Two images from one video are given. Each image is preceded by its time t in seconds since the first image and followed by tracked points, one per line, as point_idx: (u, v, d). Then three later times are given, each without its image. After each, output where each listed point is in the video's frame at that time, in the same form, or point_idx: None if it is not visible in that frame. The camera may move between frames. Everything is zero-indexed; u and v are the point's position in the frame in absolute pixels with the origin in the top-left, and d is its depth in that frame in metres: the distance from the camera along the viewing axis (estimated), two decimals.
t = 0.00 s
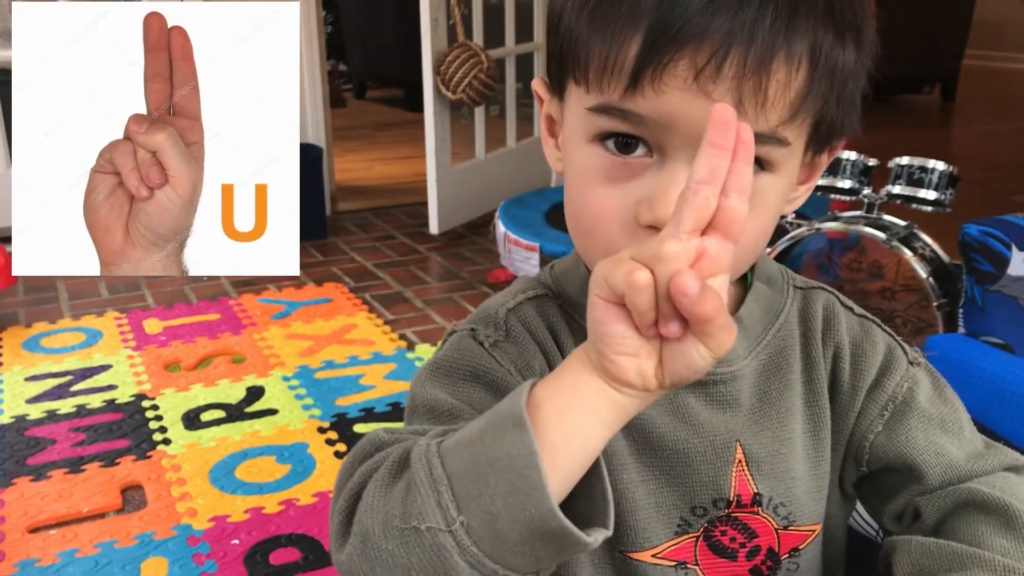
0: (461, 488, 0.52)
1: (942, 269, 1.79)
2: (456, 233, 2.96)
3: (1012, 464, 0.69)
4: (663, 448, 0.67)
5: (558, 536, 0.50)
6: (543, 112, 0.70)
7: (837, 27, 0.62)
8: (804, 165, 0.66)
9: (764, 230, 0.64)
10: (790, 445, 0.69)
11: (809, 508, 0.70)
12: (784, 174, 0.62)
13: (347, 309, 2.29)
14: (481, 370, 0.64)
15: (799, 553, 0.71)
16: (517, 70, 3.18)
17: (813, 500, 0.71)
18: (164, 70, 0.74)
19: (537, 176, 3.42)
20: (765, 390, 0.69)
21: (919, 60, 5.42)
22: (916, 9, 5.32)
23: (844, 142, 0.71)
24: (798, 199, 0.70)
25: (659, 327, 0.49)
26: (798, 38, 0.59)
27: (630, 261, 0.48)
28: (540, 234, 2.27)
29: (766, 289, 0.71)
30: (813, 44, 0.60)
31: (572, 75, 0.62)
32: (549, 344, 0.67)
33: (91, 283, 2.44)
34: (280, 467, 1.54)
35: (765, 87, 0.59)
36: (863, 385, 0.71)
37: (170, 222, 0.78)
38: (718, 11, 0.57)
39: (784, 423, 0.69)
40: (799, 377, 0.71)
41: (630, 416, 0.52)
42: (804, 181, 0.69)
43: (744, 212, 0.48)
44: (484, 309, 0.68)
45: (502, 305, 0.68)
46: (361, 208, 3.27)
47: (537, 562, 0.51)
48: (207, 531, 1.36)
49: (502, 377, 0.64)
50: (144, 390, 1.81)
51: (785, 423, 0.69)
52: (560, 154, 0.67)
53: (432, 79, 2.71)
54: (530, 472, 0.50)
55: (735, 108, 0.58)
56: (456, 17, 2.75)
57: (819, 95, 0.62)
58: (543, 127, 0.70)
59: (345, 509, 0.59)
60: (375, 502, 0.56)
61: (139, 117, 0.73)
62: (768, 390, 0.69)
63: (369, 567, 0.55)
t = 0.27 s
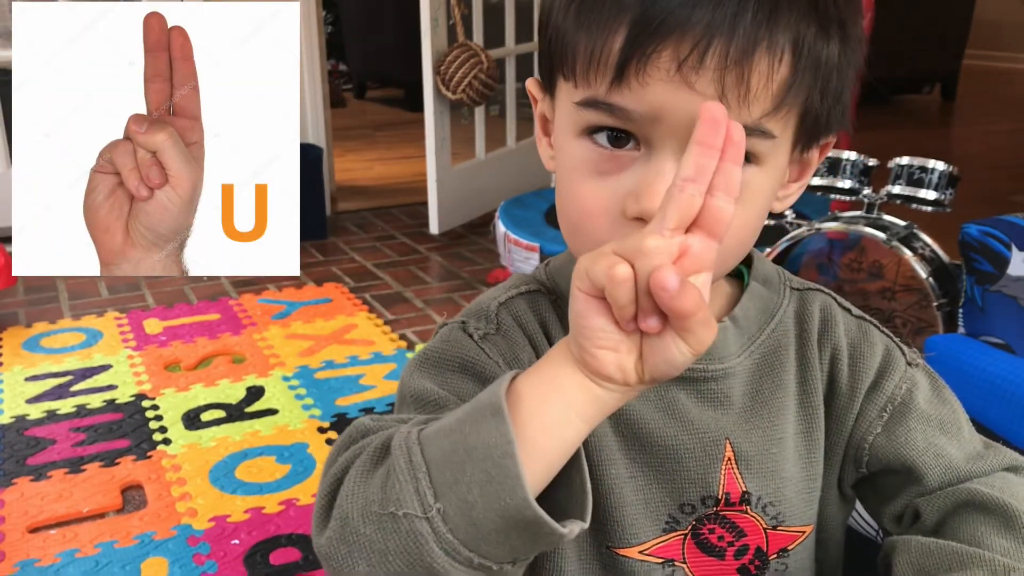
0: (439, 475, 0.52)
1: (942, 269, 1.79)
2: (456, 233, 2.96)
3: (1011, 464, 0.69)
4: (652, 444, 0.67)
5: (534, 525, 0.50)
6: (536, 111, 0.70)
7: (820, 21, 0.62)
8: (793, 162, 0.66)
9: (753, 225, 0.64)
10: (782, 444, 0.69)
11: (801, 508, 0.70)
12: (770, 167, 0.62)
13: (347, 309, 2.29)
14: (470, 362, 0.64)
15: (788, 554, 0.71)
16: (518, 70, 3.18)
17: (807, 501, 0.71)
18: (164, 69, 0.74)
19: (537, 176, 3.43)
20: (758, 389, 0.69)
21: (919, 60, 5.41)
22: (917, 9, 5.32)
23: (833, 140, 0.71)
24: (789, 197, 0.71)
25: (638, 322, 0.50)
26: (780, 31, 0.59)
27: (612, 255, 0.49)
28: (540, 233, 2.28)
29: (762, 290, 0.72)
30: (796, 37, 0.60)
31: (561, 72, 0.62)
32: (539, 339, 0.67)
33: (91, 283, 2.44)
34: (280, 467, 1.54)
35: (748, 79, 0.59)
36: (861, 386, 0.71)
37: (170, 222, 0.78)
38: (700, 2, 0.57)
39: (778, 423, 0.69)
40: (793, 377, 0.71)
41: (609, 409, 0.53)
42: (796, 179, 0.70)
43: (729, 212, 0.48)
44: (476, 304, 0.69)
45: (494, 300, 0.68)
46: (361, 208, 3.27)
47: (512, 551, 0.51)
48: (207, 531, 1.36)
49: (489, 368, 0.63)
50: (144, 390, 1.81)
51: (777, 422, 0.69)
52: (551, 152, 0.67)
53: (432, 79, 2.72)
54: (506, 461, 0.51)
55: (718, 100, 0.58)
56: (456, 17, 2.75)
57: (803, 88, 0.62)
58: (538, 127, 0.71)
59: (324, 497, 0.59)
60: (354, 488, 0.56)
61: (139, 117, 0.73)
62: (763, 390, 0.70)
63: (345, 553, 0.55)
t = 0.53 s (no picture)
0: (437, 475, 0.52)
1: (942, 269, 1.79)
2: (456, 233, 2.96)
3: (1012, 464, 0.69)
4: (653, 442, 0.67)
5: (532, 527, 0.50)
6: (538, 111, 0.70)
7: (824, 21, 0.62)
8: (794, 161, 0.66)
9: (756, 224, 0.64)
10: (783, 443, 0.69)
11: (801, 508, 0.70)
12: (774, 166, 0.62)
13: (347, 309, 2.29)
14: (470, 360, 0.64)
15: (788, 553, 0.71)
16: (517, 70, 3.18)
17: (807, 500, 0.71)
18: (164, 70, 0.74)
19: (537, 176, 3.43)
20: (759, 388, 0.69)
21: (919, 60, 5.41)
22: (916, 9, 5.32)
23: (832, 140, 0.71)
24: (789, 197, 0.71)
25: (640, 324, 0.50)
26: (786, 31, 0.59)
27: (614, 257, 0.49)
28: (540, 233, 2.27)
29: (763, 289, 0.72)
30: (801, 37, 0.60)
31: (565, 70, 0.62)
32: (539, 338, 0.67)
33: (91, 283, 2.44)
34: (279, 467, 1.54)
35: (754, 77, 0.59)
36: (862, 386, 0.71)
37: (170, 222, 0.78)
38: (707, 1, 0.57)
39: (779, 422, 0.69)
40: (794, 376, 0.71)
41: (608, 411, 0.53)
42: (796, 180, 0.70)
43: (733, 221, 0.48)
44: (477, 302, 0.69)
45: (495, 298, 0.68)
46: (361, 208, 3.27)
47: (510, 552, 0.51)
48: (207, 531, 1.36)
49: (489, 367, 0.63)
50: (144, 390, 1.81)
51: (778, 421, 0.69)
52: (553, 152, 0.67)
53: (432, 79, 2.72)
54: (504, 462, 0.51)
55: (725, 98, 0.58)
56: (456, 17, 2.75)
57: (807, 87, 0.62)
58: (539, 126, 0.71)
59: (323, 495, 0.59)
60: (353, 488, 0.56)
61: (139, 116, 0.73)
62: (763, 388, 0.70)
63: (344, 552, 0.54)
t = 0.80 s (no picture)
0: (436, 485, 0.52)
1: (942, 269, 1.79)
2: (456, 233, 2.96)
3: (1013, 464, 0.69)
4: (654, 445, 0.67)
5: (530, 537, 0.51)
6: (540, 110, 0.70)
7: (832, 22, 0.62)
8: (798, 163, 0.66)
9: (761, 225, 0.64)
10: (784, 445, 0.69)
11: (802, 510, 0.70)
12: (779, 167, 0.62)
13: (347, 309, 2.29)
14: (470, 365, 0.64)
15: (789, 555, 0.71)
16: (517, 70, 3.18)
17: (807, 502, 0.71)
18: (164, 69, 0.74)
19: (537, 176, 3.43)
20: (759, 390, 0.69)
21: (919, 59, 5.41)
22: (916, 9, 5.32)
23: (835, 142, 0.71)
24: (790, 199, 0.70)
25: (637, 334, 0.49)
26: (795, 31, 0.59)
27: (611, 266, 0.49)
28: (540, 233, 2.27)
29: (764, 290, 0.71)
30: (809, 38, 0.60)
31: (572, 69, 0.62)
32: (539, 341, 0.67)
33: (91, 283, 2.44)
34: (279, 467, 1.54)
35: (763, 78, 0.59)
36: (863, 387, 0.71)
37: (170, 222, 0.77)
38: (717, 2, 0.57)
39: (779, 424, 0.69)
40: (795, 378, 0.71)
41: (607, 420, 0.53)
42: (797, 181, 0.70)
43: (733, 226, 0.48)
44: (477, 306, 0.69)
45: (495, 301, 0.68)
46: (361, 208, 3.27)
47: (508, 561, 0.52)
48: (207, 531, 1.36)
49: (490, 372, 0.63)
50: (144, 390, 1.81)
51: (779, 423, 0.69)
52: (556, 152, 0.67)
53: (432, 79, 2.72)
54: (502, 472, 0.51)
55: (733, 99, 0.58)
56: (456, 17, 2.75)
57: (814, 88, 0.62)
58: (540, 126, 0.71)
59: (321, 504, 0.59)
60: (351, 497, 0.56)
61: (139, 116, 0.73)
62: (764, 390, 0.70)
63: (343, 561, 0.54)
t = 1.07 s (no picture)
0: (435, 491, 0.52)
1: (942, 270, 1.79)
2: (456, 233, 2.96)
3: (1014, 464, 0.69)
4: (655, 447, 0.67)
5: (530, 543, 0.51)
6: (538, 111, 0.70)
7: (831, 22, 0.62)
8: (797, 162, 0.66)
9: (761, 225, 0.64)
10: (784, 447, 0.69)
11: (802, 512, 0.70)
12: (779, 167, 0.62)
13: (347, 309, 2.29)
14: (470, 368, 0.64)
15: (790, 557, 0.71)
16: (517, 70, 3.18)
17: (808, 503, 0.71)
18: (164, 70, 0.73)
19: (537, 176, 3.43)
20: (760, 392, 0.69)
21: (919, 59, 5.41)
22: (916, 9, 5.32)
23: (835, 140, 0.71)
24: (790, 197, 0.70)
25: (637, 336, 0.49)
26: (794, 31, 0.59)
27: (610, 270, 0.48)
28: (540, 233, 2.28)
29: (764, 291, 0.72)
30: (808, 38, 0.60)
31: (570, 71, 0.62)
32: (539, 343, 0.67)
33: (91, 283, 2.45)
34: (279, 467, 1.54)
35: (762, 78, 0.59)
36: (863, 388, 0.71)
37: (170, 222, 0.77)
38: (715, 3, 0.57)
39: (779, 425, 0.69)
40: (795, 379, 0.71)
41: (607, 424, 0.53)
42: (797, 179, 0.70)
43: (729, 230, 0.48)
44: (477, 308, 0.69)
45: (494, 304, 0.68)
46: (361, 208, 3.27)
47: (508, 566, 0.52)
48: (207, 531, 1.36)
49: (490, 375, 0.63)
50: (144, 390, 1.81)
51: (780, 424, 0.69)
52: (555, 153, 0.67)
53: (432, 79, 2.72)
54: (501, 477, 0.51)
55: (732, 100, 0.58)
56: (456, 17, 2.75)
57: (813, 88, 0.62)
58: (538, 127, 0.71)
59: (321, 508, 0.59)
60: (351, 502, 0.56)
61: (139, 116, 0.73)
62: (764, 392, 0.70)
63: (342, 566, 0.54)
